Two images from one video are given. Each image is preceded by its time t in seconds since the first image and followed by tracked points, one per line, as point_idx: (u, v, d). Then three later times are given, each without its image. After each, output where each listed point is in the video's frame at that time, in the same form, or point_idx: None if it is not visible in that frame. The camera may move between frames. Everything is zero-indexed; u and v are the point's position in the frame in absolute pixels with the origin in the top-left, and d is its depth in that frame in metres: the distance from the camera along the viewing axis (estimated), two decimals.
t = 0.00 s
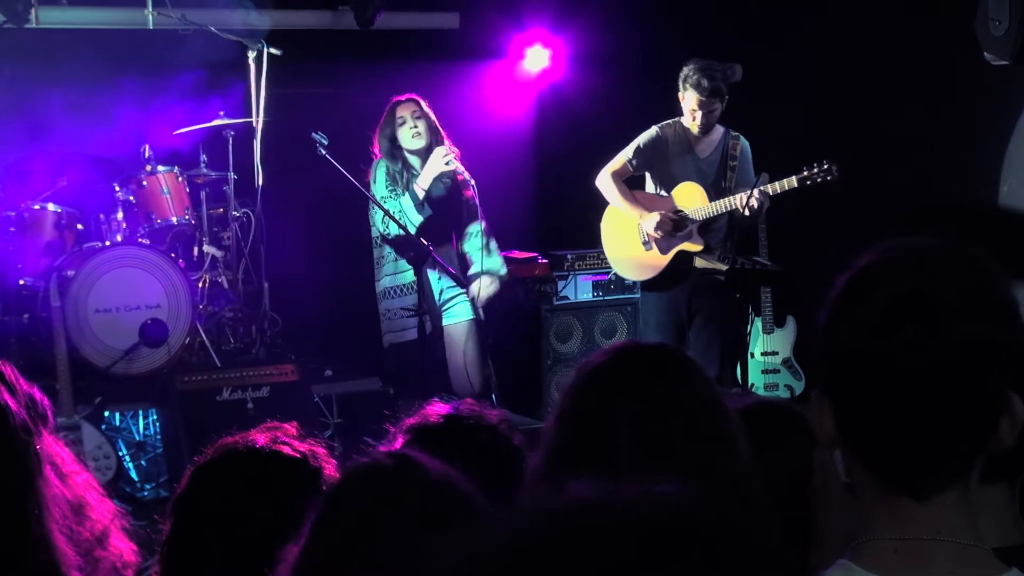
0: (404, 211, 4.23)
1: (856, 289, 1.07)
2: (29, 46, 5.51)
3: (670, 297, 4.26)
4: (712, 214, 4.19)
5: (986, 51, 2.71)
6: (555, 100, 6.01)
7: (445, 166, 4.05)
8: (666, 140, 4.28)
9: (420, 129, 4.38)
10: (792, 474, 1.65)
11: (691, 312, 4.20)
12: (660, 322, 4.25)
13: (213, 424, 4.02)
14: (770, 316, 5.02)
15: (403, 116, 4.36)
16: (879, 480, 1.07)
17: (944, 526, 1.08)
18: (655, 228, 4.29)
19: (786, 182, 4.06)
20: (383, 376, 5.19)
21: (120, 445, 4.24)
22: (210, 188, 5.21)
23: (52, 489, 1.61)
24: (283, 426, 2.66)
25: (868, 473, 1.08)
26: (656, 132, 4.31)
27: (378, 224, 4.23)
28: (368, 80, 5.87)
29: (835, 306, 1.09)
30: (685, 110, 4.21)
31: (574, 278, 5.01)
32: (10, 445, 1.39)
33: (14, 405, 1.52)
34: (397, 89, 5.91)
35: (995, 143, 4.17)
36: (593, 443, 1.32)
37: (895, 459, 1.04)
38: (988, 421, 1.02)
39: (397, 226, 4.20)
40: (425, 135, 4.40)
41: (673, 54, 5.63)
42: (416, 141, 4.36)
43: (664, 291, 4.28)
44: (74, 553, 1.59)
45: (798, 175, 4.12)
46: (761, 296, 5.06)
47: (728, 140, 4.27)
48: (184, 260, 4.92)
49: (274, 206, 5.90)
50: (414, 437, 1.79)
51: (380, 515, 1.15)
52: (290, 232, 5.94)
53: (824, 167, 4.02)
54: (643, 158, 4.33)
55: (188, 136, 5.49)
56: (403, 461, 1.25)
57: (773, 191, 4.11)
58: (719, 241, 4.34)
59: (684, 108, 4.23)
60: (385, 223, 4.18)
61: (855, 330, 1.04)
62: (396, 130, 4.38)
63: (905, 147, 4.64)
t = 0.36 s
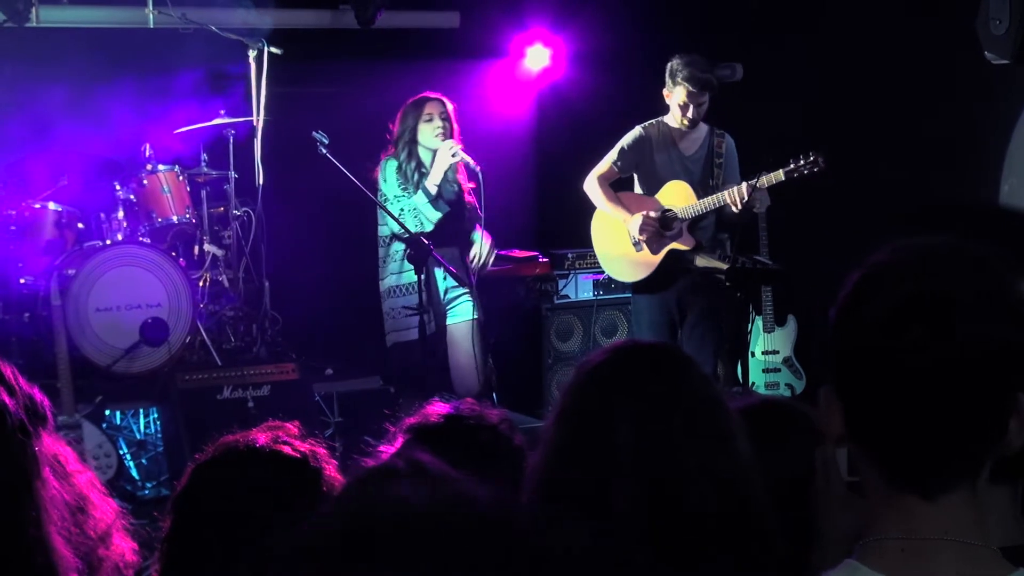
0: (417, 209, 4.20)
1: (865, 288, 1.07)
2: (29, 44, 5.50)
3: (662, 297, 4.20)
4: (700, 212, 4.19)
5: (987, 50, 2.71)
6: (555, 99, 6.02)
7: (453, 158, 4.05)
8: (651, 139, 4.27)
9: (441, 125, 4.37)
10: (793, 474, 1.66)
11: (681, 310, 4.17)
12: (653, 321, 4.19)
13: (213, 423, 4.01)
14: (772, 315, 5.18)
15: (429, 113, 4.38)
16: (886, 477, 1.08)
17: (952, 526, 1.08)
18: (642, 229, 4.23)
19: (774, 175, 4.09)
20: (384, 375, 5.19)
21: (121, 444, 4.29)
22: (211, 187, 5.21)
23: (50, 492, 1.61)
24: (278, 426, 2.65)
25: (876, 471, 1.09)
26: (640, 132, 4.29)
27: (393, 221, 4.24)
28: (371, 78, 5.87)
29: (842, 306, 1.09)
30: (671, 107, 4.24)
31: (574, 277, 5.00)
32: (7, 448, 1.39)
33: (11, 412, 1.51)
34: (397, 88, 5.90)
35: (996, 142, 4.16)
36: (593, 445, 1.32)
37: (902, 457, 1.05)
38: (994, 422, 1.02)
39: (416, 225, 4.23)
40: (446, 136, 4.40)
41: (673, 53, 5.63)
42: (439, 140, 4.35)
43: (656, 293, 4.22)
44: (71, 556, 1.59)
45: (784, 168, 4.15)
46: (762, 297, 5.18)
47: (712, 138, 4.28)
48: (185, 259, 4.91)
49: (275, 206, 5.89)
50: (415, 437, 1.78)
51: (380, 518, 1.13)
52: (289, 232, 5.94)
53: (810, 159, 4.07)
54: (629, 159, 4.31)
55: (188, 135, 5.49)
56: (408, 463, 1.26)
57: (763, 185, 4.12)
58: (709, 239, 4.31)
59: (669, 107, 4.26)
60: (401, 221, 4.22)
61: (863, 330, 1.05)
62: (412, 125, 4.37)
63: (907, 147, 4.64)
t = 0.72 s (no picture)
0: (431, 206, 4.25)
1: (872, 288, 1.07)
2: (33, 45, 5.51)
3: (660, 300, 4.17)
4: (693, 214, 4.17)
5: (990, 50, 2.70)
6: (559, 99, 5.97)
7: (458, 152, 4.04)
8: (640, 143, 4.26)
9: (449, 128, 4.36)
10: (796, 475, 1.66)
11: (678, 311, 4.13)
12: (649, 323, 4.16)
13: (216, 423, 4.00)
14: (775, 316, 5.06)
15: (437, 115, 4.35)
16: (892, 478, 1.07)
17: (957, 528, 1.07)
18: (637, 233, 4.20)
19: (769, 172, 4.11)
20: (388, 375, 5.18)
21: (124, 445, 4.20)
22: (214, 188, 5.20)
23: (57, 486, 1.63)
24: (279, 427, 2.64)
25: (881, 471, 1.08)
26: (629, 136, 4.28)
27: (407, 219, 4.27)
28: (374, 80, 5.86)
29: (850, 305, 1.09)
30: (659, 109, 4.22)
31: (578, 277, 4.99)
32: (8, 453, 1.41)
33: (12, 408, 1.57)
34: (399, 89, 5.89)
35: (1000, 143, 4.15)
36: (593, 446, 1.30)
37: (907, 458, 1.04)
38: (999, 423, 1.02)
39: (431, 222, 4.27)
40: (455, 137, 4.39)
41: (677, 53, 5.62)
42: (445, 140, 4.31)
43: (653, 296, 4.19)
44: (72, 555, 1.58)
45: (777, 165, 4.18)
46: (766, 296, 5.08)
47: (702, 139, 4.27)
48: (188, 261, 4.92)
49: (277, 207, 5.90)
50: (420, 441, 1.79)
51: (381, 517, 1.20)
52: (291, 233, 5.93)
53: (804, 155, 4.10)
54: (619, 164, 4.30)
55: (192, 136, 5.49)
56: (404, 463, 1.30)
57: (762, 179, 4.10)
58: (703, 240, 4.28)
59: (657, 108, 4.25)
60: (414, 218, 4.25)
61: (872, 328, 1.05)
62: (421, 125, 4.36)
63: (910, 147, 4.62)
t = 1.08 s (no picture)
0: (430, 208, 4.26)
1: (873, 289, 1.08)
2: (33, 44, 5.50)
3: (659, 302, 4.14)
4: (689, 213, 4.17)
5: (991, 50, 2.71)
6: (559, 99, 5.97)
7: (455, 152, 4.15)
8: (633, 143, 4.26)
9: (445, 131, 4.35)
10: (796, 476, 1.66)
11: (674, 312, 4.11)
12: (646, 324, 4.14)
13: (216, 423, 4.01)
14: (775, 316, 5.00)
15: (432, 118, 4.34)
16: (892, 478, 1.08)
17: (957, 528, 1.07)
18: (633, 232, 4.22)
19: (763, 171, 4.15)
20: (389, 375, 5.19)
21: (125, 444, 4.23)
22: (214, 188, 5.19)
23: (47, 487, 1.59)
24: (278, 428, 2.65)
25: (881, 471, 1.09)
26: (621, 136, 4.28)
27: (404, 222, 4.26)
28: (376, 79, 5.85)
29: (850, 306, 1.09)
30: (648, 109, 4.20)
31: (579, 278, 5.02)
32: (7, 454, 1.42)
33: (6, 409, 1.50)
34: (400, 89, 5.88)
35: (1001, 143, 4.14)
36: (592, 447, 1.31)
37: (907, 458, 1.05)
38: (1000, 423, 1.02)
39: (431, 225, 4.27)
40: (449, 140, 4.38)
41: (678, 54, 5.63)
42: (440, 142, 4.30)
43: (651, 297, 4.16)
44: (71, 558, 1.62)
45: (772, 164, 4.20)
46: (767, 296, 5.04)
47: (693, 139, 4.27)
48: (188, 260, 4.92)
49: (278, 207, 5.91)
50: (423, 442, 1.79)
51: (381, 517, 1.20)
52: (291, 232, 5.94)
53: (798, 153, 4.11)
54: (612, 164, 4.28)
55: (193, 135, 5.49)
56: (403, 462, 1.30)
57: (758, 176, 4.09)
58: (699, 239, 4.27)
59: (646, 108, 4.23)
60: (414, 221, 4.24)
61: (872, 328, 1.05)
62: (417, 127, 4.33)
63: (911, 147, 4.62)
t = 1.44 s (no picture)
0: (422, 213, 4.21)
1: (871, 291, 1.08)
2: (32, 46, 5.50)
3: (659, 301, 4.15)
4: (686, 215, 4.18)
5: (989, 51, 2.71)
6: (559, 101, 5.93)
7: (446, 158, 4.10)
8: (629, 144, 4.25)
9: (435, 135, 4.35)
10: (795, 476, 1.66)
11: (671, 313, 4.12)
12: (644, 326, 4.13)
13: (216, 424, 4.01)
14: (773, 318, 5.00)
15: (424, 120, 4.33)
16: (889, 480, 1.08)
17: (954, 529, 1.07)
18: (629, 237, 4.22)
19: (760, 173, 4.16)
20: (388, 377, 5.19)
21: (123, 447, 4.20)
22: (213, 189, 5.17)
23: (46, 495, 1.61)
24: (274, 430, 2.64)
25: (878, 474, 1.09)
26: (618, 137, 4.26)
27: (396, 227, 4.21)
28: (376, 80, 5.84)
29: (848, 309, 1.09)
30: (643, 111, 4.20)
31: (577, 279, 5.04)
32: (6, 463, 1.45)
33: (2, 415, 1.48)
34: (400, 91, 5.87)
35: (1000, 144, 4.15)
36: (587, 449, 1.31)
37: (903, 461, 1.05)
38: (997, 425, 1.02)
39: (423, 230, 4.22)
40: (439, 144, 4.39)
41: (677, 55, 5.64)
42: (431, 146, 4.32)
43: (647, 300, 4.16)
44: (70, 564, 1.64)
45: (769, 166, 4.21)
46: (766, 298, 5.01)
47: (689, 140, 4.27)
48: (187, 262, 4.92)
49: (277, 209, 5.91)
50: (422, 442, 1.80)
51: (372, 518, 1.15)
52: (290, 233, 5.93)
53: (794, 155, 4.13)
54: (608, 165, 4.28)
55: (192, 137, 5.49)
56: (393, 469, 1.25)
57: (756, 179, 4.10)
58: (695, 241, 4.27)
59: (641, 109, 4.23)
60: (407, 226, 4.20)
61: (872, 330, 1.05)
62: (409, 129, 4.32)
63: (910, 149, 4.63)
